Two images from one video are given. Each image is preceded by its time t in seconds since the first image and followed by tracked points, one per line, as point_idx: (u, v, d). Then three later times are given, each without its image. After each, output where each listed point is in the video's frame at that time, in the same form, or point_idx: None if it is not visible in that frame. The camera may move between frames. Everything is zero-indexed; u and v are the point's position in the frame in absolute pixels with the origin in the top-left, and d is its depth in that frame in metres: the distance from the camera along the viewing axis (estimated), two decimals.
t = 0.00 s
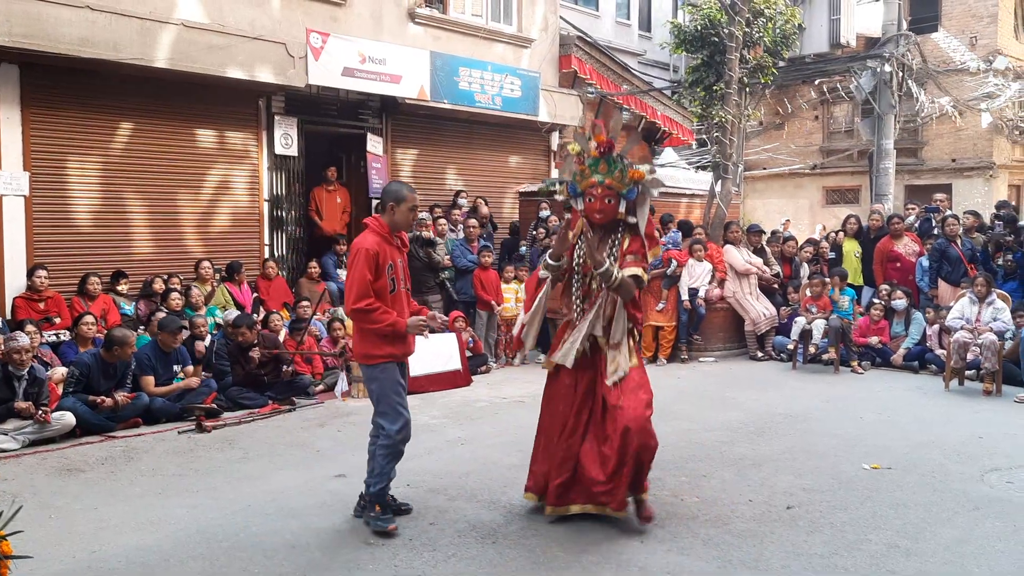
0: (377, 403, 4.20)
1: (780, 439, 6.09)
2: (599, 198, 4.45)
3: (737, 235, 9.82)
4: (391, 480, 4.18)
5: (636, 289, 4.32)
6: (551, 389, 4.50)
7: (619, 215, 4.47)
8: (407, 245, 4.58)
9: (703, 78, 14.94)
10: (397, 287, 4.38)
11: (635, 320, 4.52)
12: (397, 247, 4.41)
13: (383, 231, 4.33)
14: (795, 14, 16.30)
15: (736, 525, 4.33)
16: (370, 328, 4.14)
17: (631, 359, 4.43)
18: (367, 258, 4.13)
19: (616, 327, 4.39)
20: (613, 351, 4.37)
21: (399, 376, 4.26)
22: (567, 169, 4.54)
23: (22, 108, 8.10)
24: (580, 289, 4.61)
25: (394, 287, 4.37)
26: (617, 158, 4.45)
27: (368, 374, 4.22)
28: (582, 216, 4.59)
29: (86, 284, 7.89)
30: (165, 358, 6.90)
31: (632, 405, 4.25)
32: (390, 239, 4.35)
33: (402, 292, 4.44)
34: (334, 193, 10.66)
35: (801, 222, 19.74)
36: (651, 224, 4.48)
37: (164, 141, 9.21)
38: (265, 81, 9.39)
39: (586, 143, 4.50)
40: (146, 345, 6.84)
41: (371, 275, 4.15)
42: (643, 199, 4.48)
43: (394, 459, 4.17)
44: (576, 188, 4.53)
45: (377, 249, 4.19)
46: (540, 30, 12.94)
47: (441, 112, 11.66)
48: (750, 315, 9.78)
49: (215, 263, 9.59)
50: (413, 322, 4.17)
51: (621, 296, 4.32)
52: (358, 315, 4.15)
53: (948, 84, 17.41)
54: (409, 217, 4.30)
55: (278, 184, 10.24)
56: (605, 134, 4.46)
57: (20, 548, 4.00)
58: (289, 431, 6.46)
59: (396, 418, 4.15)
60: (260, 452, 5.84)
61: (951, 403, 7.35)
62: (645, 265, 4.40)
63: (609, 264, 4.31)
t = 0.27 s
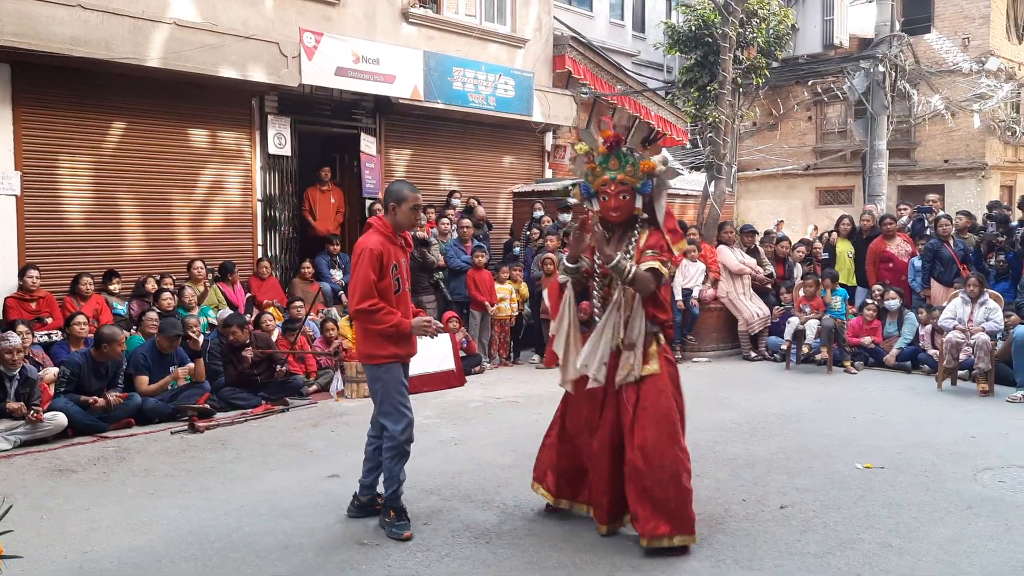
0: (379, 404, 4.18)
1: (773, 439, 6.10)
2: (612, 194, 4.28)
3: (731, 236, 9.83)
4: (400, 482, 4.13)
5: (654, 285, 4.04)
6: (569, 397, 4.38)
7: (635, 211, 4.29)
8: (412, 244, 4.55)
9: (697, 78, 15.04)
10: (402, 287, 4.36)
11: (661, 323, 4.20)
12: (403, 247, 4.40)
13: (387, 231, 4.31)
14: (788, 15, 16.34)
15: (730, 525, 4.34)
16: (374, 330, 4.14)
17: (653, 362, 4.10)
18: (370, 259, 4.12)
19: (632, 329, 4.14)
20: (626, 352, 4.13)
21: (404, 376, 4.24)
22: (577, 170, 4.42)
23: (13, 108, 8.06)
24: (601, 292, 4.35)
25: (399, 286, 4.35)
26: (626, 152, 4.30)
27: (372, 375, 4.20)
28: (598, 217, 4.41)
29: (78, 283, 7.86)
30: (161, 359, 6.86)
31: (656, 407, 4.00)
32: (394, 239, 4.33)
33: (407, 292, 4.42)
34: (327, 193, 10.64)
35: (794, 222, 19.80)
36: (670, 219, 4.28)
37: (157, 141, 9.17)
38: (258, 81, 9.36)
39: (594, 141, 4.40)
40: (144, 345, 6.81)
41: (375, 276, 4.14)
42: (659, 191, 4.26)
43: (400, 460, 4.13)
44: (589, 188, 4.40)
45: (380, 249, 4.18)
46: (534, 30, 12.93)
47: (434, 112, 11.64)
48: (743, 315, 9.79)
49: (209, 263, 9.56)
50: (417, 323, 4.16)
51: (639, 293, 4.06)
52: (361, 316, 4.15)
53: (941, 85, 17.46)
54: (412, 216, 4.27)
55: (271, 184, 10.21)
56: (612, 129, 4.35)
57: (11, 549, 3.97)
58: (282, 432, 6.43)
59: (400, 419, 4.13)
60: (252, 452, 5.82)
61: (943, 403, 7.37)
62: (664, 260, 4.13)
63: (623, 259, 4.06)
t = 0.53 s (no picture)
0: (377, 404, 4.17)
1: (767, 439, 6.10)
2: (614, 173, 4.21)
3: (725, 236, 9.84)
4: (393, 484, 4.12)
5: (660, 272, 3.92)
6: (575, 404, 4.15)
7: (637, 190, 4.22)
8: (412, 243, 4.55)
9: (691, 78, 15.32)
10: (403, 286, 4.34)
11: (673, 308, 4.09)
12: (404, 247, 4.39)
13: (388, 230, 4.31)
14: (782, 16, 16.39)
15: (724, 524, 4.34)
16: (380, 328, 4.11)
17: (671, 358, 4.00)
18: (374, 257, 4.10)
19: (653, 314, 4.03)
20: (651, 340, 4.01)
21: (405, 376, 4.23)
22: (578, 151, 4.37)
23: (6, 107, 8.02)
24: (610, 278, 4.27)
25: (401, 285, 4.33)
26: (626, 129, 4.21)
27: (375, 375, 4.18)
28: (601, 198, 4.37)
29: (71, 283, 7.82)
30: (155, 360, 6.87)
31: (672, 390, 4.00)
32: (395, 237, 4.32)
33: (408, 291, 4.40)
34: (322, 193, 10.62)
35: (789, 223, 19.84)
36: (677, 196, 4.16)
37: (150, 140, 9.14)
38: (252, 80, 9.34)
39: (594, 119, 4.32)
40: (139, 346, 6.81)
41: (379, 274, 4.12)
42: (661, 168, 4.17)
43: (392, 463, 4.13)
44: (590, 169, 4.34)
45: (383, 247, 4.16)
46: (528, 30, 12.93)
47: (429, 112, 11.63)
48: (737, 315, 9.81)
49: (202, 263, 9.53)
50: (423, 321, 4.13)
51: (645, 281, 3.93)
52: (366, 314, 4.12)
53: (934, 86, 17.51)
54: (411, 214, 4.27)
55: (265, 184, 10.20)
56: (611, 106, 4.28)
57: (3, 549, 3.95)
58: (275, 432, 6.41)
59: (393, 422, 4.12)
60: (246, 452, 5.80)
61: (936, 403, 7.40)
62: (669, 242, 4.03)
63: (626, 247, 3.95)
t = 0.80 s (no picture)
0: (372, 406, 4.17)
1: (761, 439, 6.11)
2: (599, 197, 4.01)
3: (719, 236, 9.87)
4: (387, 486, 4.11)
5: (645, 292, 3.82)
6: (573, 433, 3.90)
7: (622, 215, 4.03)
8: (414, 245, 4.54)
9: (686, 79, 15.40)
10: (402, 287, 4.33)
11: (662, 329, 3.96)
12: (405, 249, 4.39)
13: (389, 230, 4.31)
14: (776, 17, 16.42)
15: (718, 524, 4.34)
16: (379, 329, 4.08)
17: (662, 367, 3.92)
18: (374, 257, 4.10)
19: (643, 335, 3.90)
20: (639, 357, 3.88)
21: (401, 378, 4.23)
22: (562, 172, 4.12)
23: None
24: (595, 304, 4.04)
25: (401, 287, 4.32)
26: (614, 152, 4.04)
27: (372, 376, 4.17)
28: (583, 220, 4.13)
29: (64, 283, 7.80)
30: (149, 360, 6.93)
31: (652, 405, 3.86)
32: (396, 238, 4.32)
33: (408, 292, 4.40)
34: (317, 192, 10.60)
35: (783, 223, 19.88)
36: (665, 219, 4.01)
37: (143, 140, 9.11)
38: (247, 79, 9.32)
39: (580, 140, 4.10)
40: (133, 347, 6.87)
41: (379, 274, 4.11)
42: (649, 195, 4.00)
43: (386, 465, 4.11)
44: (574, 190, 4.11)
45: (382, 247, 4.17)
46: (523, 30, 12.93)
47: (424, 112, 11.62)
48: (731, 315, 9.83)
49: (196, 263, 9.50)
50: (422, 324, 4.11)
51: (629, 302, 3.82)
52: (365, 315, 4.09)
53: (928, 86, 17.55)
54: (411, 215, 4.27)
55: (260, 183, 10.18)
56: (600, 127, 4.06)
57: None
58: (269, 432, 6.40)
59: (387, 425, 4.11)
60: (240, 452, 5.79)
61: (930, 403, 7.41)
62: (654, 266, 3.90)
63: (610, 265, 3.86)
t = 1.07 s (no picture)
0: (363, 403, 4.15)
1: (757, 438, 6.12)
2: (553, 181, 3.84)
3: (715, 236, 9.83)
4: (382, 483, 4.11)
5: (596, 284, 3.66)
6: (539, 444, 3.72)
7: (574, 201, 3.84)
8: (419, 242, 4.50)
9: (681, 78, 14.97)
10: (399, 286, 4.30)
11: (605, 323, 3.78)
12: (405, 247, 4.36)
13: (386, 229, 4.29)
14: (772, 17, 16.44)
15: (713, 523, 4.35)
16: (368, 328, 4.08)
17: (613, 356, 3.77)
18: (366, 256, 4.09)
19: (590, 321, 3.71)
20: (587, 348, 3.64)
21: (393, 376, 4.21)
22: (516, 151, 3.94)
23: None
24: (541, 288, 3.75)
25: (397, 285, 4.29)
26: (571, 137, 3.84)
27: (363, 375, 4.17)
28: (534, 204, 3.95)
29: (59, 282, 7.78)
30: (142, 359, 6.93)
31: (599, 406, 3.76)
32: (393, 236, 4.30)
33: (407, 291, 4.36)
34: (313, 191, 10.60)
35: (778, 222, 19.94)
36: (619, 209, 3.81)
37: (138, 139, 9.08)
38: (242, 78, 9.30)
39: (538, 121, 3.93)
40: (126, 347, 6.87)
41: (370, 273, 4.10)
42: (604, 183, 3.81)
43: (379, 462, 4.10)
44: (528, 171, 3.94)
45: (376, 246, 4.15)
46: (519, 29, 12.93)
47: (419, 111, 11.62)
48: (726, 314, 9.82)
49: (191, 262, 9.48)
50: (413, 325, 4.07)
51: (582, 297, 3.66)
52: (356, 314, 4.10)
53: (923, 86, 17.58)
54: (407, 213, 4.23)
55: (255, 182, 10.17)
56: (558, 109, 3.89)
57: None
58: (264, 431, 6.39)
59: (379, 421, 4.10)
60: (235, 452, 5.78)
61: (925, 402, 7.43)
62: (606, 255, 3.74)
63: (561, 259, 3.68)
